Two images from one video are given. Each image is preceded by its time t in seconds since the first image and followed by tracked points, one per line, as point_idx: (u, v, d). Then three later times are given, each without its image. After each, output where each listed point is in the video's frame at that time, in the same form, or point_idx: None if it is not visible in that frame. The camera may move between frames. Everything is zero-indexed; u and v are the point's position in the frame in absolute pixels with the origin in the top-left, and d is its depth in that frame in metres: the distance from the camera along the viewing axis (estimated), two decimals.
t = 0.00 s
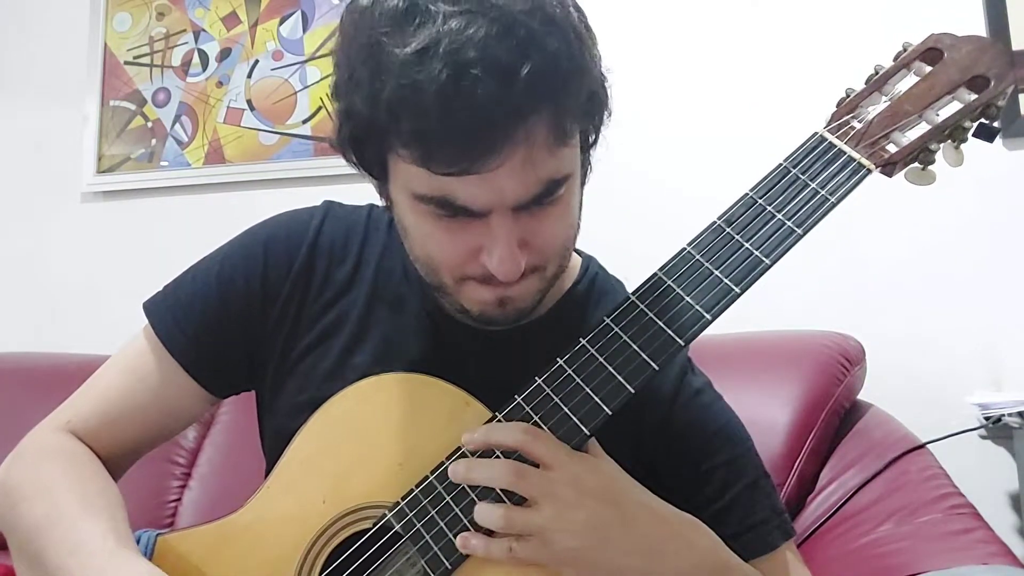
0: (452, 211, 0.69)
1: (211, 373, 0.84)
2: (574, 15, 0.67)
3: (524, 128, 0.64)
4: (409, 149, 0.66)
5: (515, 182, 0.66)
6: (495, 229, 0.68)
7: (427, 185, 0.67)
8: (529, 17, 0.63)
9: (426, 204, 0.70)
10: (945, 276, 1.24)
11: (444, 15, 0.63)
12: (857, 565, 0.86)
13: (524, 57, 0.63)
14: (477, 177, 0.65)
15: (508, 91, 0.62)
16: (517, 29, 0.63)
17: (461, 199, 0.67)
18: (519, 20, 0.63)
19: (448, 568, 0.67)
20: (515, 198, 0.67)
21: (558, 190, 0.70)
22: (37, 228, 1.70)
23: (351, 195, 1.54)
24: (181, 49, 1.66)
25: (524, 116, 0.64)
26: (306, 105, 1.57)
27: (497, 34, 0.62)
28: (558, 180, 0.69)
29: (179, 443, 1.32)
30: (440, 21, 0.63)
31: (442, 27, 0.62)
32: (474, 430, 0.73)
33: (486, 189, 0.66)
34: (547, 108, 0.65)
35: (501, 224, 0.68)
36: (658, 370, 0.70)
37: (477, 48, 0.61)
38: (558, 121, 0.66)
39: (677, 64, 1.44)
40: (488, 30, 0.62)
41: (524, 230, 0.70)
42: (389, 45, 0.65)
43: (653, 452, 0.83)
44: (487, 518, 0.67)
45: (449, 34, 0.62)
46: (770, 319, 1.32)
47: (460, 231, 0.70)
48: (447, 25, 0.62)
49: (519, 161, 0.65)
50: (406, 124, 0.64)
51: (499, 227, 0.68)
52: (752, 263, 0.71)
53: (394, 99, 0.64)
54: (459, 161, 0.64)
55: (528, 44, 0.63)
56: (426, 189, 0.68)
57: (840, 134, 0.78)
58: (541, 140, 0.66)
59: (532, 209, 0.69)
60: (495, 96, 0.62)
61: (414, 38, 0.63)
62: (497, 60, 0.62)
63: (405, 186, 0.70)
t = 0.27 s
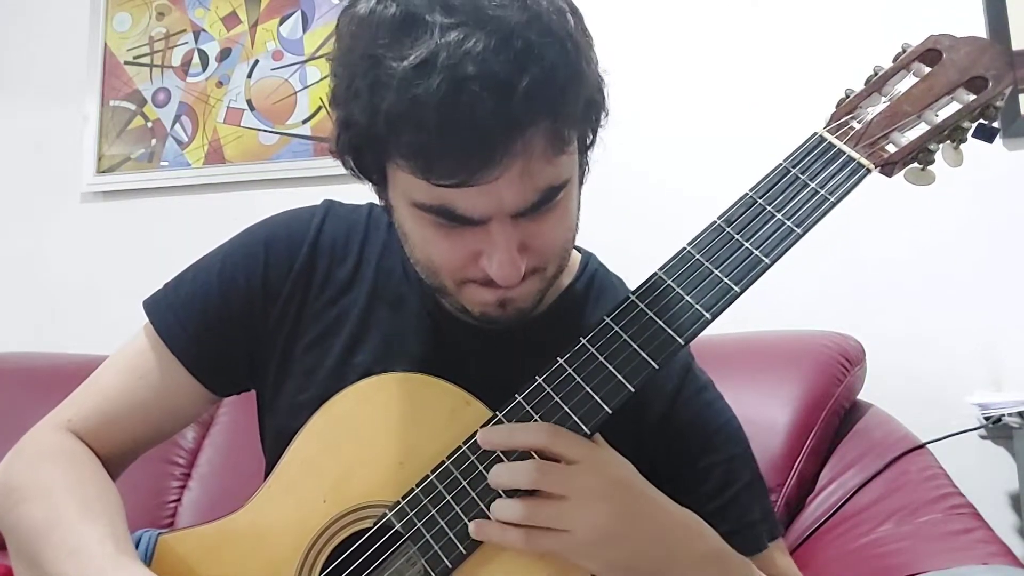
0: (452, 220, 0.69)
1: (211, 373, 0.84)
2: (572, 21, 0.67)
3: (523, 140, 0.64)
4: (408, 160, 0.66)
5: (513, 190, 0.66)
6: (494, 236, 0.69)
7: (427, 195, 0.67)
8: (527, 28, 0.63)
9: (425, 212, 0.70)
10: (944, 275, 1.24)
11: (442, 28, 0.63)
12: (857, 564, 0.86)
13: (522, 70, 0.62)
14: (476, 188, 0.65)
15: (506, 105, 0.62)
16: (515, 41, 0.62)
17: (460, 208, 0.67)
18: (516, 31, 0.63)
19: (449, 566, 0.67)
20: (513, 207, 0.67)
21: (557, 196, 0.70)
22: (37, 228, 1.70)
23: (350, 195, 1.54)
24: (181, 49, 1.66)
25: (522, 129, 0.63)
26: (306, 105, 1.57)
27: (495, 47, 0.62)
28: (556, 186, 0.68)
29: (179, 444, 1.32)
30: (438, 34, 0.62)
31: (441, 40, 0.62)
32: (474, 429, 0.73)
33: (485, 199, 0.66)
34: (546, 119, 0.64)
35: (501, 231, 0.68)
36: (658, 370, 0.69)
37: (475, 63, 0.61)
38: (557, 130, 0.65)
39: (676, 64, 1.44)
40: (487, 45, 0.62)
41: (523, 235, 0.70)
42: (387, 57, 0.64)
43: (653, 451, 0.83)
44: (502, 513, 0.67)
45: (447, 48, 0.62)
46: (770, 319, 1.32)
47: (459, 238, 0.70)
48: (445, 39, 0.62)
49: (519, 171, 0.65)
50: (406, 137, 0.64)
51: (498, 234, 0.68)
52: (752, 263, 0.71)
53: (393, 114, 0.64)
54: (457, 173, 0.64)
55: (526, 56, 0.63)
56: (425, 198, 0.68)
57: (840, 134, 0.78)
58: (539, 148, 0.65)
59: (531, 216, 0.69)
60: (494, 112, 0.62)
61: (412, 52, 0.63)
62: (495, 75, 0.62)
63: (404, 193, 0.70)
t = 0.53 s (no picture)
0: (450, 221, 0.69)
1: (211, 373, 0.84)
2: (566, 24, 0.66)
3: (520, 144, 0.64)
4: (406, 163, 0.66)
5: (511, 193, 0.66)
6: (493, 237, 0.69)
7: (425, 196, 0.68)
8: (523, 34, 0.62)
9: (423, 213, 0.70)
10: (944, 276, 1.24)
11: (439, 34, 0.62)
12: (857, 564, 0.86)
13: (520, 75, 0.62)
14: (473, 189, 0.65)
15: (503, 111, 0.62)
16: (512, 47, 0.62)
17: (458, 209, 0.67)
18: (512, 37, 0.62)
19: (449, 565, 0.67)
20: (511, 208, 0.67)
21: (554, 197, 0.70)
22: (37, 228, 1.70)
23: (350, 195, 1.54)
24: (181, 49, 1.66)
25: (520, 133, 0.63)
26: (306, 105, 1.57)
27: (492, 54, 0.61)
28: (553, 188, 0.69)
29: (179, 444, 1.32)
30: (434, 40, 0.62)
31: (438, 47, 0.61)
32: (476, 429, 0.73)
33: (484, 200, 0.66)
34: (542, 124, 0.64)
35: (499, 233, 0.68)
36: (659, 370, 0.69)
37: (473, 70, 0.61)
38: (553, 133, 0.66)
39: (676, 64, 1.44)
40: (484, 51, 0.61)
41: (521, 236, 0.70)
42: (384, 62, 0.63)
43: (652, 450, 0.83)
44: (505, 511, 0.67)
45: (444, 55, 0.61)
46: (769, 319, 1.32)
47: (457, 239, 0.70)
48: (442, 45, 0.61)
49: (518, 172, 0.65)
50: (405, 143, 0.64)
51: (496, 234, 0.68)
52: (752, 264, 0.71)
53: (391, 119, 0.64)
54: (456, 175, 0.64)
55: (523, 62, 0.62)
56: (424, 200, 0.68)
57: (839, 137, 0.78)
58: (536, 152, 0.65)
59: (529, 216, 0.69)
60: (491, 118, 0.62)
61: (409, 58, 0.62)
62: (492, 82, 0.61)
63: (402, 194, 0.70)
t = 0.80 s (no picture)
0: (442, 230, 0.69)
1: (210, 374, 0.84)
2: (559, 33, 0.64)
3: (510, 156, 0.63)
4: (397, 174, 0.65)
5: (501, 203, 0.66)
6: (483, 245, 0.69)
7: (416, 206, 0.67)
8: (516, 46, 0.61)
9: (415, 221, 0.70)
10: (945, 275, 1.24)
11: (431, 47, 0.60)
12: (857, 564, 0.86)
13: (513, 88, 0.61)
14: (463, 201, 0.65)
15: (494, 125, 0.61)
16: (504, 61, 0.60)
17: (449, 219, 0.67)
18: (505, 50, 0.60)
19: (449, 564, 0.67)
20: (502, 217, 0.67)
21: (546, 207, 0.69)
22: (37, 227, 1.70)
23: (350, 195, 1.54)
24: (181, 49, 1.66)
25: (510, 145, 0.63)
26: (306, 105, 1.57)
27: (485, 68, 0.60)
28: (545, 196, 0.68)
29: (179, 444, 1.32)
30: (426, 53, 0.60)
31: (430, 60, 0.60)
32: (477, 429, 0.73)
33: (475, 210, 0.66)
34: (534, 135, 0.64)
35: (490, 241, 0.69)
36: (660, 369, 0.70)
37: (465, 84, 0.59)
38: (545, 143, 0.65)
39: (676, 64, 1.44)
40: (478, 65, 0.60)
41: (512, 243, 0.70)
42: (377, 74, 0.62)
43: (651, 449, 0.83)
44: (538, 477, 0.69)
45: (437, 69, 0.59)
46: (769, 319, 1.32)
47: (449, 246, 0.70)
48: (435, 58, 0.59)
49: (510, 184, 0.65)
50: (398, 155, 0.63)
51: (487, 242, 0.69)
52: (752, 264, 0.71)
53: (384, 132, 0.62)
54: (446, 186, 0.64)
55: (515, 75, 0.61)
56: (414, 208, 0.68)
57: (840, 137, 0.78)
58: (527, 163, 0.65)
59: (520, 226, 0.69)
60: (482, 131, 0.61)
61: (401, 70, 0.61)
62: (484, 96, 0.60)
63: (394, 202, 0.70)
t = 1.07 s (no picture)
0: (424, 244, 0.68)
1: (209, 373, 0.84)
2: (552, 61, 0.62)
3: (493, 184, 0.62)
4: (378, 192, 0.64)
5: (483, 223, 0.65)
6: (465, 260, 0.69)
7: (398, 220, 0.67)
8: (504, 77, 0.59)
9: (399, 233, 0.69)
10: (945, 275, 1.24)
11: (419, 72, 0.58)
12: (856, 564, 0.86)
13: (498, 116, 0.60)
14: (445, 223, 0.64)
15: (476, 154, 0.60)
16: (491, 90, 0.59)
17: (431, 235, 0.67)
18: (492, 79, 0.59)
19: (450, 564, 0.67)
20: (484, 236, 0.66)
21: (529, 225, 0.69)
22: (37, 227, 1.70)
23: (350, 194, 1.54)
24: (181, 48, 1.66)
25: (493, 173, 0.62)
26: (306, 105, 1.57)
27: (471, 98, 0.58)
28: (529, 215, 0.67)
29: (179, 444, 1.32)
30: (413, 79, 0.58)
31: (416, 85, 0.58)
32: (478, 429, 0.73)
33: (456, 229, 0.65)
34: (518, 161, 0.62)
35: (473, 257, 0.68)
36: (661, 369, 0.69)
37: (450, 114, 0.58)
38: (530, 168, 0.64)
39: (676, 64, 1.44)
40: (463, 93, 0.58)
41: (495, 258, 0.70)
42: (362, 93, 0.60)
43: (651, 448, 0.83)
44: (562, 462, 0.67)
45: (422, 96, 0.58)
46: (769, 320, 1.32)
47: (432, 259, 0.70)
48: (421, 84, 0.58)
49: (492, 207, 0.64)
50: (378, 177, 0.62)
51: (469, 258, 0.68)
52: (752, 266, 0.71)
53: (366, 153, 0.61)
54: (426, 210, 0.63)
55: (502, 104, 0.59)
56: (396, 221, 0.67)
57: (839, 140, 0.78)
58: (510, 188, 0.64)
59: (502, 243, 0.68)
60: (464, 160, 0.60)
61: (387, 93, 0.59)
62: (467, 127, 0.59)
63: (378, 212, 0.69)
